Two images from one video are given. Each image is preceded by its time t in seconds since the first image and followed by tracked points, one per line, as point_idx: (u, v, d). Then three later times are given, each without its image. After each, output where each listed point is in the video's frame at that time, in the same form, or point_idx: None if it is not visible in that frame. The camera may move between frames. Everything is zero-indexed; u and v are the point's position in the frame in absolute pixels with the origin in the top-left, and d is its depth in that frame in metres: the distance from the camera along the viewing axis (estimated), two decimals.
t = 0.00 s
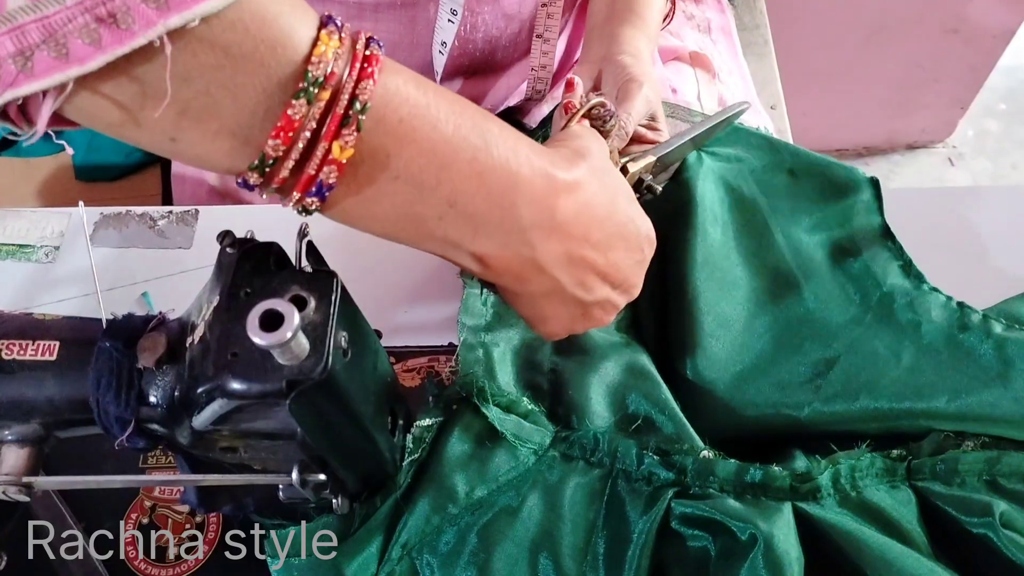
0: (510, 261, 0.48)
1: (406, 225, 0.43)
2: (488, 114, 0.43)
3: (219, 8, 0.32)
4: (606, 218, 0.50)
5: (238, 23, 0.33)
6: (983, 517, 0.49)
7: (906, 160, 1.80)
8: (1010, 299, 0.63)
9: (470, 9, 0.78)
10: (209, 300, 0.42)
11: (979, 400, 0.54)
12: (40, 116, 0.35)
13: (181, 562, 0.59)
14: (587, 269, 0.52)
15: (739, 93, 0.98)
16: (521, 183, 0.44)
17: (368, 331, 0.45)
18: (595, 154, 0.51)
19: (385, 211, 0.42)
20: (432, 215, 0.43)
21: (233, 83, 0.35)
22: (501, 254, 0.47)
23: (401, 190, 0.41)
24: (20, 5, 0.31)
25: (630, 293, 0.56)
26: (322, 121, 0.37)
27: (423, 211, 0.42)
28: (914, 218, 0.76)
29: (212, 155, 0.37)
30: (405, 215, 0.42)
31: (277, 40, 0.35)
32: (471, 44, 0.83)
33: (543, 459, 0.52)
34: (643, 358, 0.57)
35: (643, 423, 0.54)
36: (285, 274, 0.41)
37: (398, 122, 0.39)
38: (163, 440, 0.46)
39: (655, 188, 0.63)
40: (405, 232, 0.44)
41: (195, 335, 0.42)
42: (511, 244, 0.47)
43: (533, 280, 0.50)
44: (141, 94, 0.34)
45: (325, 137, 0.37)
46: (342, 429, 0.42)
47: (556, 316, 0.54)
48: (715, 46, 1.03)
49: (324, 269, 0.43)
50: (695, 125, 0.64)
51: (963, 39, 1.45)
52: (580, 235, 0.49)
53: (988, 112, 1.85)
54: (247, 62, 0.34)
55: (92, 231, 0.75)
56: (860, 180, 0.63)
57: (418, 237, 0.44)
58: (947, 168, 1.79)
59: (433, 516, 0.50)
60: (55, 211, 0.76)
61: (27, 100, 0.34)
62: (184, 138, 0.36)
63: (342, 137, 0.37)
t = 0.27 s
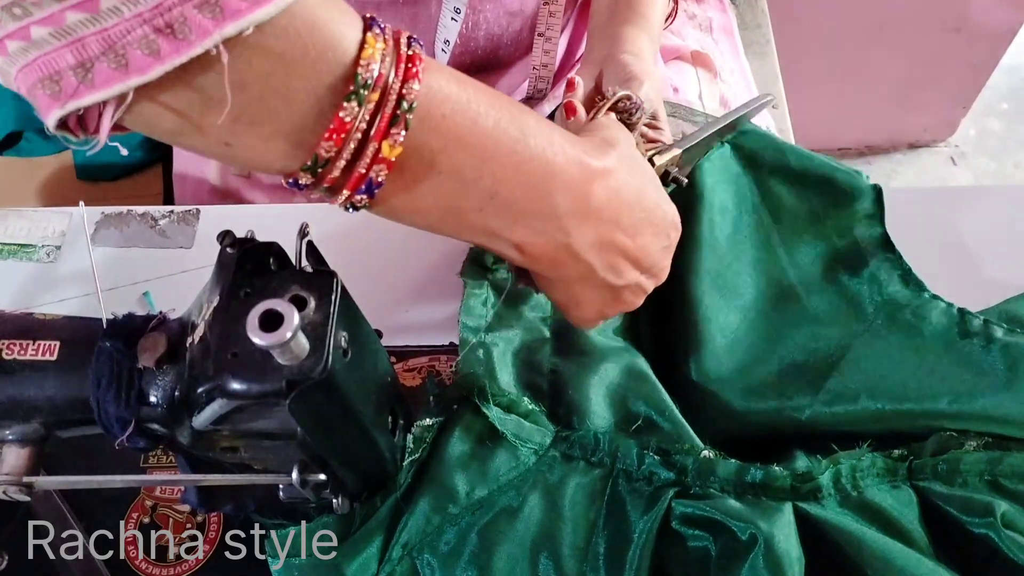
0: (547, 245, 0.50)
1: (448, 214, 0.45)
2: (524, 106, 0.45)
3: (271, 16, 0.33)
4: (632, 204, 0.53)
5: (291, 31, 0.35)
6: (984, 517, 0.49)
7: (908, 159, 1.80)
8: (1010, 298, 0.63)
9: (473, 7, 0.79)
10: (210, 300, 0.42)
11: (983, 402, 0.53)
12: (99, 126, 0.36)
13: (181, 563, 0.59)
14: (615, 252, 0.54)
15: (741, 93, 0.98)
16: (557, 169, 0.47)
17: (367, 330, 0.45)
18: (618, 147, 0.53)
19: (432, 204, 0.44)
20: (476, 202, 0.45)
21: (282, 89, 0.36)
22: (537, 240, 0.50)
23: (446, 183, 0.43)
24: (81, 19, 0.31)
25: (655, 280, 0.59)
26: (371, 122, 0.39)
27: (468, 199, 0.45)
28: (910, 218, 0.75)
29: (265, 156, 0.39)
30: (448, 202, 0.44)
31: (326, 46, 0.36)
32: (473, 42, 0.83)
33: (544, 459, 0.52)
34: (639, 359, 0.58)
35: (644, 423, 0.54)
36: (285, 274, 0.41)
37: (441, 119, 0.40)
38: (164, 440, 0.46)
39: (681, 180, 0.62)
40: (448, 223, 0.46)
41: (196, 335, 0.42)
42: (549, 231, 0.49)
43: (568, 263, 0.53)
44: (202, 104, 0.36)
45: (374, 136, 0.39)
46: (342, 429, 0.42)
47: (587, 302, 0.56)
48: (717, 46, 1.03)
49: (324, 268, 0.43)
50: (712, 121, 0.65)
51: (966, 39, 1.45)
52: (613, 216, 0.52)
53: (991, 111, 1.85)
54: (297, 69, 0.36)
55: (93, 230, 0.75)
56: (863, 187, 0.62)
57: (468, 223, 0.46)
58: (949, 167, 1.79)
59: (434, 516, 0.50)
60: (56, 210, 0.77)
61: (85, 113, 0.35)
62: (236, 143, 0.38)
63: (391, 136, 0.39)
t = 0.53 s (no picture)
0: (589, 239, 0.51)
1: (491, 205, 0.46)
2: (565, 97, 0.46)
3: (323, 14, 0.33)
4: (666, 195, 0.54)
5: (343, 28, 0.35)
6: (985, 513, 0.49)
7: (909, 157, 1.80)
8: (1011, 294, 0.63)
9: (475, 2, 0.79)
10: (210, 297, 0.42)
11: (981, 393, 0.54)
12: (156, 130, 0.36)
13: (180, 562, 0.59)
14: (652, 241, 0.55)
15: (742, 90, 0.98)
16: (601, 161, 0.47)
17: (370, 329, 0.45)
18: (650, 135, 0.53)
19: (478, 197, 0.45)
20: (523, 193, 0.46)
21: (339, 88, 0.36)
22: (585, 230, 0.51)
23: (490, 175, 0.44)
24: (138, 24, 0.32)
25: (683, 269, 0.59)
26: (426, 119, 0.39)
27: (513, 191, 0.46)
28: (909, 213, 0.75)
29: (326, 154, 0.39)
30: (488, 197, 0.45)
31: (376, 42, 0.36)
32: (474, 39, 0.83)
33: (545, 456, 0.52)
34: (632, 354, 0.57)
35: (643, 420, 0.54)
36: (285, 270, 0.41)
37: (488, 112, 0.41)
38: (166, 437, 0.46)
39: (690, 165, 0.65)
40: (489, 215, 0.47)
41: (197, 331, 0.42)
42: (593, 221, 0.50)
43: (608, 254, 0.54)
44: (259, 103, 0.36)
45: (426, 131, 0.39)
46: (344, 426, 0.42)
47: (620, 290, 0.56)
48: (717, 43, 1.03)
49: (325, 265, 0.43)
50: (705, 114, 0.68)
51: (967, 36, 1.45)
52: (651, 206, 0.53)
53: (992, 109, 1.85)
54: (353, 68, 0.36)
55: (95, 228, 0.75)
56: (840, 181, 0.60)
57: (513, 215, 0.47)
58: (950, 164, 1.79)
59: (435, 512, 0.50)
60: (58, 209, 0.77)
61: (144, 118, 0.35)
62: (291, 142, 0.38)
63: (442, 128, 0.40)
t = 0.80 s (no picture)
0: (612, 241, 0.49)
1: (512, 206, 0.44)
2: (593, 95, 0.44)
3: None
4: (690, 197, 0.52)
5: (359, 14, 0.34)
6: (984, 515, 0.49)
7: (909, 158, 1.80)
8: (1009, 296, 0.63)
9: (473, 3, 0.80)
10: (210, 300, 0.42)
11: (972, 387, 0.54)
12: (164, 123, 0.35)
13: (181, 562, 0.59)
14: (672, 248, 0.52)
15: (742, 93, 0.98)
16: (625, 159, 0.45)
17: (370, 332, 0.45)
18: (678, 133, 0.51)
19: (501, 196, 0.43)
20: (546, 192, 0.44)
21: (354, 78, 0.35)
22: (608, 232, 0.48)
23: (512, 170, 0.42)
24: (146, 9, 0.30)
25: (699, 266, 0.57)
26: (445, 110, 0.38)
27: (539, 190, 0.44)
28: (907, 216, 0.75)
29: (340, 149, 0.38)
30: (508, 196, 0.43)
31: (392, 30, 0.35)
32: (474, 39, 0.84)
33: (544, 458, 0.53)
34: (630, 354, 0.58)
35: (641, 421, 0.55)
36: (285, 274, 0.41)
37: (508, 106, 0.40)
38: (166, 439, 0.46)
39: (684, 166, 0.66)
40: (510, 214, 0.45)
41: (197, 334, 0.42)
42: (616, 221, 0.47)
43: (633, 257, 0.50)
44: (271, 92, 0.34)
45: (444, 123, 0.38)
46: (344, 429, 0.42)
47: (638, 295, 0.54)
48: (717, 45, 1.03)
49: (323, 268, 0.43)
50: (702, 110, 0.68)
51: (967, 37, 1.45)
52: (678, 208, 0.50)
53: (992, 110, 1.85)
54: (366, 54, 0.35)
55: (96, 231, 0.76)
56: (828, 185, 0.60)
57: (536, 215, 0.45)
58: (950, 166, 1.79)
59: (435, 515, 0.50)
60: (59, 211, 0.77)
61: (152, 107, 0.34)
62: (306, 136, 0.37)
63: (461, 121, 0.38)
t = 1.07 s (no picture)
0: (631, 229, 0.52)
1: (536, 198, 0.46)
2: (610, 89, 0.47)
3: (377, 9, 0.34)
4: (701, 190, 0.54)
5: (399, 23, 0.35)
6: (983, 518, 0.49)
7: (909, 162, 1.80)
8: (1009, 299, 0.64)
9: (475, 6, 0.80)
10: (210, 304, 0.42)
11: (973, 392, 0.54)
12: (208, 129, 0.36)
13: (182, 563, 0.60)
14: (682, 237, 0.55)
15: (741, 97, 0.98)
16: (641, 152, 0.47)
17: (370, 336, 0.45)
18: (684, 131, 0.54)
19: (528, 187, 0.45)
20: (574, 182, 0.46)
21: (392, 82, 0.37)
22: (625, 224, 0.50)
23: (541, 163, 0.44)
24: (194, 20, 0.31)
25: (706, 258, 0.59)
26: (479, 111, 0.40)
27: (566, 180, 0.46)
28: (907, 219, 0.76)
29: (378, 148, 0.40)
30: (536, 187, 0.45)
31: (427, 36, 0.37)
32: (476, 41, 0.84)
33: (544, 462, 0.53)
34: (628, 356, 0.58)
35: (641, 425, 0.55)
36: (285, 277, 0.41)
37: (537, 104, 0.42)
38: (166, 442, 0.46)
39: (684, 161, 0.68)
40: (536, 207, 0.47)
41: (198, 337, 0.42)
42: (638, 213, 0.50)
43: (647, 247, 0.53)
44: (315, 100, 0.36)
45: (477, 123, 0.40)
46: (343, 432, 0.42)
47: (648, 283, 0.57)
48: (716, 49, 1.03)
49: (323, 271, 0.43)
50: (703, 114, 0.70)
51: (966, 41, 1.45)
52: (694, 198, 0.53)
53: (992, 113, 1.85)
54: (400, 59, 0.36)
55: (96, 235, 0.76)
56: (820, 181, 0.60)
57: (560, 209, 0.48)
58: (949, 169, 1.79)
59: (435, 518, 0.50)
60: (59, 215, 0.77)
61: (197, 115, 0.35)
62: (345, 139, 0.39)
63: (493, 122, 0.41)
